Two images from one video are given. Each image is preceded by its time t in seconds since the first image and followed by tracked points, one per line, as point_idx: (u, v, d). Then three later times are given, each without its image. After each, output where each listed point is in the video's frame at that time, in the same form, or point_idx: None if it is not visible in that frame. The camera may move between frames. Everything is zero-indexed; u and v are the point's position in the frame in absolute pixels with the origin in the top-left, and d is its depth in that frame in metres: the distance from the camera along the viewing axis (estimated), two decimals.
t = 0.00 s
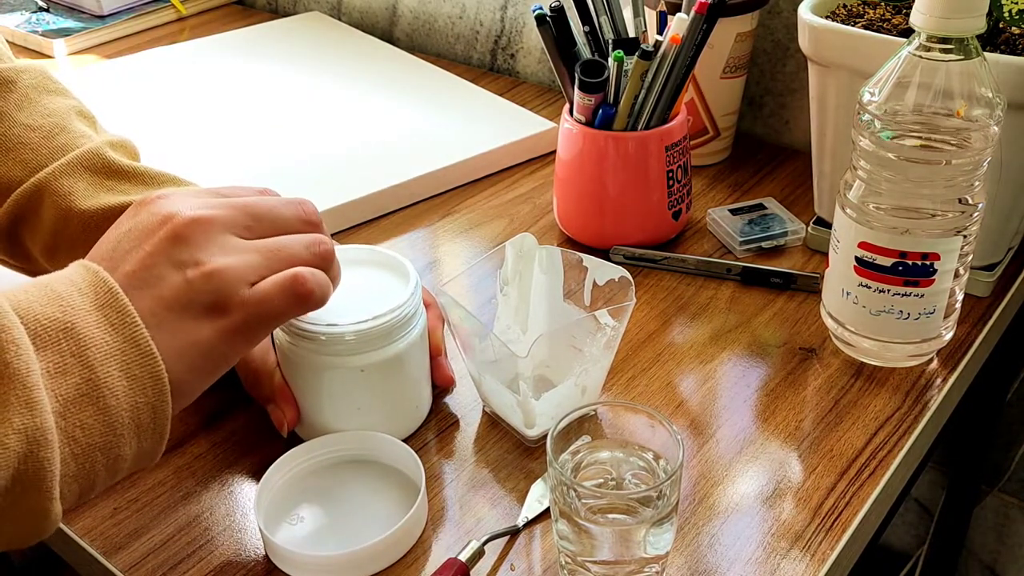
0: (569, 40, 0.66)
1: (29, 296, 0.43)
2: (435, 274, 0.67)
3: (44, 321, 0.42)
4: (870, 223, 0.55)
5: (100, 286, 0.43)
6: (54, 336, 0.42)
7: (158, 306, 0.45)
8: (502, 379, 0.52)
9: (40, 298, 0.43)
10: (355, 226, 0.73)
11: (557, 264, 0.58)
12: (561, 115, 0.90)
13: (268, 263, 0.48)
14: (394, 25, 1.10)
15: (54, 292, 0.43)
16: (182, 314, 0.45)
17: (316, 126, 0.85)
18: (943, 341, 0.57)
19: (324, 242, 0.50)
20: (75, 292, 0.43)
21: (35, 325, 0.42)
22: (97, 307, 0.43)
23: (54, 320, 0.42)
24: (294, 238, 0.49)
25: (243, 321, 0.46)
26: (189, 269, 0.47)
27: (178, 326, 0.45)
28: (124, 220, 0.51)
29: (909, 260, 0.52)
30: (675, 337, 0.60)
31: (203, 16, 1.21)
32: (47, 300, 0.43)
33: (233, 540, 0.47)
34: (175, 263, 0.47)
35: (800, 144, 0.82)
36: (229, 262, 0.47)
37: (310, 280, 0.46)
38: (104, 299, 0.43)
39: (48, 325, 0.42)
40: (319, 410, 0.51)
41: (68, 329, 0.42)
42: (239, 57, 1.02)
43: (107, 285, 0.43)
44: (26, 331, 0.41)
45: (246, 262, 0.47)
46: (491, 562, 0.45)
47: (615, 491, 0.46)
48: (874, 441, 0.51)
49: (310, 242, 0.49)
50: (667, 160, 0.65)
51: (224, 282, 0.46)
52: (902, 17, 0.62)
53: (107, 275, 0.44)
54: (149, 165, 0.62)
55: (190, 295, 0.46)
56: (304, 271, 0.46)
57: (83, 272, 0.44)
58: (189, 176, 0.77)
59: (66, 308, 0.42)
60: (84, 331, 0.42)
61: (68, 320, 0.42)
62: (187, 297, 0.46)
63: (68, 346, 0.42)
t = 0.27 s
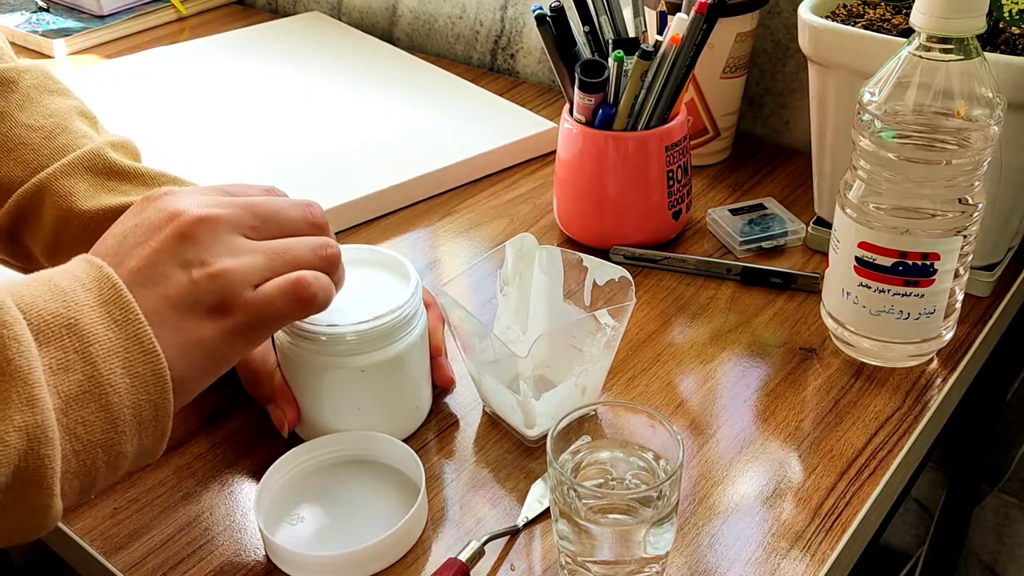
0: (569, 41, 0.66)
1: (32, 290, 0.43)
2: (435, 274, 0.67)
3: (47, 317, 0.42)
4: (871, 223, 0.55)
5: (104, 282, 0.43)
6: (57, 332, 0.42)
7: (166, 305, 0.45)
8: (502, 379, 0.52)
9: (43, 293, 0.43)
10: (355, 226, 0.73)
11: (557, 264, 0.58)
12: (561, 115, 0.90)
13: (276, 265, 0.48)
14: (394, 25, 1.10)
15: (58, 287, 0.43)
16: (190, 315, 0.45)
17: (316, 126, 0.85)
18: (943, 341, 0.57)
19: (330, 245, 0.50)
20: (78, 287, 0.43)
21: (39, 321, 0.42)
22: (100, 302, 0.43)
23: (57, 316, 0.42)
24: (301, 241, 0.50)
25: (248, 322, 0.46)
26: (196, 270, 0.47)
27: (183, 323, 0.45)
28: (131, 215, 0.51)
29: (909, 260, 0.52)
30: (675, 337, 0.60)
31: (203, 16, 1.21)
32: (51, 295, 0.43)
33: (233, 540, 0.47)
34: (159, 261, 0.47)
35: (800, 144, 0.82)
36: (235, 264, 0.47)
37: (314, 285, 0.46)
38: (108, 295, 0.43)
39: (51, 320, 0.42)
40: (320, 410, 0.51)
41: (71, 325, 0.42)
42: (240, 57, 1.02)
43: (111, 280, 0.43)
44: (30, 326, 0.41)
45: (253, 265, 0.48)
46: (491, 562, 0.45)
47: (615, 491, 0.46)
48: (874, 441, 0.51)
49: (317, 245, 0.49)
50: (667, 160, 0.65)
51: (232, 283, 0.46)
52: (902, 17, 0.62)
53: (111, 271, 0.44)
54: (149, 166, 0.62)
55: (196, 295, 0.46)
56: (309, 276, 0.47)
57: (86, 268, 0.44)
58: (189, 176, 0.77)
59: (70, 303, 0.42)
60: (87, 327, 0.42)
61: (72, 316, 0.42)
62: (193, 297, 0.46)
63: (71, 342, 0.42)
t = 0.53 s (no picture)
0: (569, 40, 0.66)
1: (39, 286, 0.42)
2: (435, 274, 0.67)
3: (55, 317, 0.41)
4: (870, 223, 0.55)
5: (115, 282, 0.42)
6: (64, 333, 0.41)
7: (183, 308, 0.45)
8: (502, 379, 0.52)
9: (51, 289, 0.42)
10: (355, 226, 0.73)
11: (557, 264, 0.58)
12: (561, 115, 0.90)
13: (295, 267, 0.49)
14: (394, 25, 1.10)
15: (66, 285, 0.42)
16: (211, 321, 0.45)
17: (316, 126, 0.85)
18: (943, 341, 0.57)
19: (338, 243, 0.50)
20: (87, 285, 0.42)
21: (45, 321, 0.41)
22: (110, 303, 0.42)
23: (63, 317, 0.41)
24: (309, 233, 0.50)
25: (269, 327, 0.46)
26: (218, 272, 0.47)
27: (200, 327, 0.45)
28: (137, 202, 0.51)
29: (909, 260, 0.52)
30: (675, 337, 0.60)
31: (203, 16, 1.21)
32: (58, 293, 0.41)
33: (234, 540, 0.47)
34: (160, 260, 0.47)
35: (799, 144, 0.82)
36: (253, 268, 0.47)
37: (332, 287, 0.47)
38: (118, 296, 0.42)
39: (58, 321, 0.41)
40: (318, 410, 0.51)
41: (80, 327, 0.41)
42: (240, 57, 1.02)
43: (122, 281, 0.42)
44: (36, 325, 0.40)
45: (275, 265, 0.48)
46: (491, 562, 0.45)
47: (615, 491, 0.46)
48: (874, 441, 0.51)
49: (326, 237, 0.50)
50: (667, 160, 0.65)
51: (254, 286, 0.47)
52: (902, 17, 0.62)
53: (122, 270, 0.43)
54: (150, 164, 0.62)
55: (219, 299, 0.46)
56: (327, 279, 0.47)
57: (96, 263, 0.43)
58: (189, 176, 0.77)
59: (79, 303, 0.41)
60: (95, 329, 0.41)
61: (79, 317, 0.41)
62: (218, 303, 0.46)
63: (78, 344, 0.41)
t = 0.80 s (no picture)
0: (569, 40, 0.66)
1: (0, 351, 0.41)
2: (435, 274, 0.67)
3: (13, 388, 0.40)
4: (870, 223, 0.55)
5: (78, 350, 0.42)
6: (20, 405, 0.40)
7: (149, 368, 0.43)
8: (502, 379, 0.52)
9: (13, 354, 0.41)
10: (354, 226, 0.73)
11: (557, 264, 0.58)
12: (561, 115, 0.90)
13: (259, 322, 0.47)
14: (394, 25, 1.10)
15: (30, 349, 0.41)
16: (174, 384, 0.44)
17: (316, 126, 0.85)
18: (943, 341, 0.57)
19: (302, 278, 0.48)
20: (50, 352, 0.42)
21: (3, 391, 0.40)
22: (70, 373, 0.41)
23: (20, 387, 0.40)
24: (269, 277, 0.48)
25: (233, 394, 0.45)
26: (179, 334, 0.45)
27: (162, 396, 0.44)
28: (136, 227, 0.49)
29: (909, 260, 0.52)
30: (675, 337, 0.60)
31: (203, 16, 1.21)
32: (18, 359, 0.41)
33: (233, 540, 0.47)
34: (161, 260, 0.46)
35: (799, 144, 0.82)
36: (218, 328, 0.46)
37: (296, 352, 0.46)
38: (78, 365, 0.41)
39: (16, 392, 0.40)
40: (317, 409, 0.51)
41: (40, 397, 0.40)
42: (240, 57, 1.02)
43: (87, 347, 0.42)
44: None
45: (232, 329, 0.46)
46: (491, 562, 0.45)
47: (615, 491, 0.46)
48: (873, 441, 0.51)
49: (287, 278, 0.48)
50: (666, 160, 0.65)
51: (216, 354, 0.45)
52: (902, 17, 0.62)
53: (86, 335, 0.43)
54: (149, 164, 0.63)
55: (179, 367, 0.44)
56: (292, 345, 0.47)
57: (62, 328, 0.43)
58: (189, 176, 0.77)
59: (37, 372, 0.41)
60: (52, 400, 0.40)
61: (37, 388, 0.40)
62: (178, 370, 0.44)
63: (35, 415, 0.40)
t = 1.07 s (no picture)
0: (569, 40, 0.66)
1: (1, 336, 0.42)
2: (435, 274, 0.67)
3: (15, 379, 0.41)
4: (870, 223, 0.55)
5: (78, 339, 0.43)
6: (24, 395, 0.41)
7: (148, 366, 0.44)
8: (502, 379, 0.52)
9: (14, 344, 0.41)
10: (354, 226, 0.73)
11: (557, 264, 0.58)
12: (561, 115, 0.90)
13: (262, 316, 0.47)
14: (394, 25, 1.10)
15: (30, 337, 0.42)
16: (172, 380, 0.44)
17: (316, 126, 0.85)
18: (943, 341, 0.57)
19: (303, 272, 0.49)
20: (50, 340, 0.42)
21: (5, 381, 0.41)
22: (71, 362, 0.42)
23: (22, 377, 0.41)
24: (273, 271, 0.48)
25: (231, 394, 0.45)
26: (180, 329, 0.45)
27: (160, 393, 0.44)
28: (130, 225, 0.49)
29: (909, 260, 0.52)
30: (675, 337, 0.60)
31: (203, 16, 1.21)
32: (19, 350, 0.41)
33: (233, 540, 0.47)
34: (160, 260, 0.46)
35: (800, 144, 0.82)
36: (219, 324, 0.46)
37: (308, 355, 0.46)
38: (79, 355, 0.42)
39: (19, 383, 0.41)
40: (317, 409, 0.51)
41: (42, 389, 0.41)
42: (240, 57, 1.02)
43: (86, 335, 0.43)
44: None
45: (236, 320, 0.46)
46: (491, 562, 0.45)
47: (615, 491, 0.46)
48: (874, 441, 0.51)
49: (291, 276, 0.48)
50: (666, 160, 0.65)
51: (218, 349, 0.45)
52: (902, 17, 0.62)
53: (85, 322, 0.43)
54: (149, 165, 0.63)
55: (179, 363, 0.44)
56: (302, 345, 0.46)
57: (59, 318, 0.43)
58: (189, 176, 0.77)
59: (39, 362, 0.42)
60: (55, 391, 0.41)
61: (39, 378, 0.41)
62: (176, 364, 0.44)
63: (38, 406, 0.41)
